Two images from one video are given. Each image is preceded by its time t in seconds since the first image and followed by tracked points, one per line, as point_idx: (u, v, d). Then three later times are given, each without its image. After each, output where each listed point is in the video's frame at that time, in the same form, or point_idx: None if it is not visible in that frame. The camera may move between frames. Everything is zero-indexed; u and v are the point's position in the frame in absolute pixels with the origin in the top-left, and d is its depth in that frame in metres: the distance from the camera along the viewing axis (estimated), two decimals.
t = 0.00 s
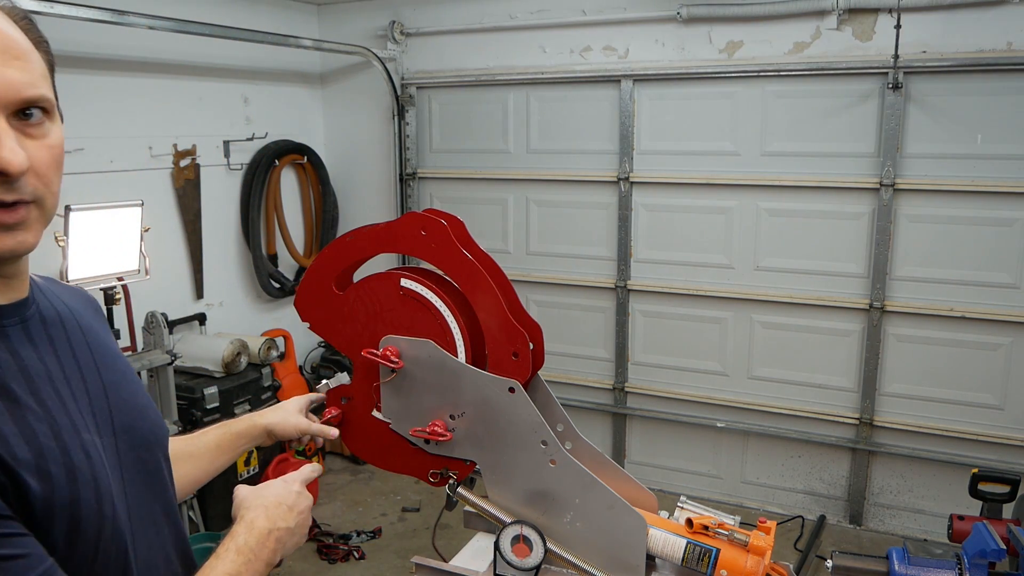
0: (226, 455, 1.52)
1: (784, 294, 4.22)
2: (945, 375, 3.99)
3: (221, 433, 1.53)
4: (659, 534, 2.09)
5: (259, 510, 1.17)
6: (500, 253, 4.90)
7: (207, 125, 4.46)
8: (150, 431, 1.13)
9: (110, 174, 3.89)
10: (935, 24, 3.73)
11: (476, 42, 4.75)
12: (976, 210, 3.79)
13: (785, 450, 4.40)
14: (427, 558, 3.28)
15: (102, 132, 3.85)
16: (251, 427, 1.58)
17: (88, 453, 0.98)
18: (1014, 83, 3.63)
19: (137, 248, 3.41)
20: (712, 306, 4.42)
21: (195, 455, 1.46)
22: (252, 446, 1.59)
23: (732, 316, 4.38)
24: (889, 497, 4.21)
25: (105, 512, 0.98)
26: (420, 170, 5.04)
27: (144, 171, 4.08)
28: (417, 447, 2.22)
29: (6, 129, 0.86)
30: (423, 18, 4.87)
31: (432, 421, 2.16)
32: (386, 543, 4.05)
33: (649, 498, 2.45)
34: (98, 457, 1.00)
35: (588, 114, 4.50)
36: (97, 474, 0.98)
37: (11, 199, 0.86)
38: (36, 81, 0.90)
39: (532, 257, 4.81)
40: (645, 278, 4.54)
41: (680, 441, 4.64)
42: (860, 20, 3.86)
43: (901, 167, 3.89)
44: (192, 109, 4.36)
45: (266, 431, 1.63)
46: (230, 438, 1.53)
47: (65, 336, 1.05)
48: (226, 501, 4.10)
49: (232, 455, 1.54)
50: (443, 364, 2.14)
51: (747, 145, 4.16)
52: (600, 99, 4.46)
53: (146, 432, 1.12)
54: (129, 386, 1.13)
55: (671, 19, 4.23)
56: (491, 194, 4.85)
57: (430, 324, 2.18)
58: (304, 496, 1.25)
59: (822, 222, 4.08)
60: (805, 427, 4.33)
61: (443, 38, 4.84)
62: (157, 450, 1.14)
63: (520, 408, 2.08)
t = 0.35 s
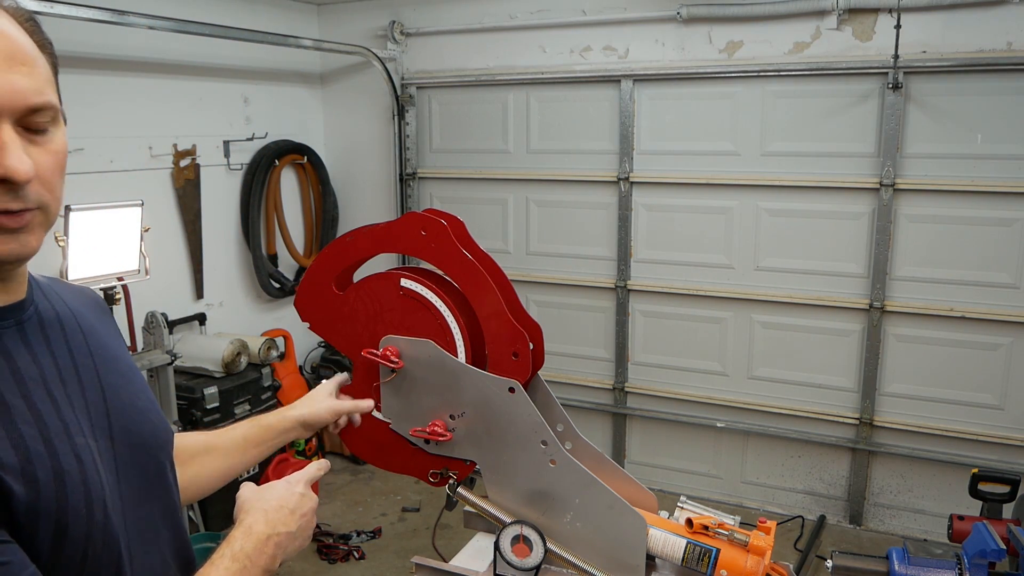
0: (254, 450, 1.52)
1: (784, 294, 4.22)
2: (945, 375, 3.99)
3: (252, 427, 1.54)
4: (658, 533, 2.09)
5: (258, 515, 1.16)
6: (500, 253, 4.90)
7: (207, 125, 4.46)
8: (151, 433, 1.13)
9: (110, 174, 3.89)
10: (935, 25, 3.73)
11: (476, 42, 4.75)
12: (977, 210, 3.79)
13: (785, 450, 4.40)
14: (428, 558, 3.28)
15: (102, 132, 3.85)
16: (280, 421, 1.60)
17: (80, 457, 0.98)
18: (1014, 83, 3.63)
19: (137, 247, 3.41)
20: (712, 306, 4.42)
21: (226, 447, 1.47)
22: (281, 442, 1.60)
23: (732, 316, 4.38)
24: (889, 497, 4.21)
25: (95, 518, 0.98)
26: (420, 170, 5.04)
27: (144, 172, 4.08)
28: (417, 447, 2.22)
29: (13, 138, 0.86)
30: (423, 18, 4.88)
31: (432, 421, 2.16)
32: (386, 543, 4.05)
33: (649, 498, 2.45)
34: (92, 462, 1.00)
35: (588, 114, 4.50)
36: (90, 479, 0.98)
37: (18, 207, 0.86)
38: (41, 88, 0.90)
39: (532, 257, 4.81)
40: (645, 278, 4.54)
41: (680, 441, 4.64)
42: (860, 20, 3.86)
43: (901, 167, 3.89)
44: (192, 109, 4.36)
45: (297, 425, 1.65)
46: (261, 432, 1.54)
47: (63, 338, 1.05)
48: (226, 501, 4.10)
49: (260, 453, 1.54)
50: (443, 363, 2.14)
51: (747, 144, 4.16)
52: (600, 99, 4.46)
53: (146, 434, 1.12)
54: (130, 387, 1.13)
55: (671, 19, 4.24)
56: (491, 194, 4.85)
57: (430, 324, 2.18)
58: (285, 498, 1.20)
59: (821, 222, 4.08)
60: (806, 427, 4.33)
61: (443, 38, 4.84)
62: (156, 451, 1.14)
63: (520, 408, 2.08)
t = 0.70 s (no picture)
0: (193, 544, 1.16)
1: (784, 294, 4.22)
2: (944, 375, 3.99)
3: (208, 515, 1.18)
4: (658, 534, 2.09)
5: None
6: (500, 253, 4.90)
7: (208, 125, 4.46)
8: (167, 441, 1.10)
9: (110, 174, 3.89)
10: (935, 24, 3.73)
11: (476, 42, 4.75)
12: (977, 210, 3.79)
13: (786, 450, 4.39)
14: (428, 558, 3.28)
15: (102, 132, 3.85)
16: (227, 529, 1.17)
17: (114, 466, 0.94)
18: (1013, 83, 3.63)
19: (137, 247, 3.41)
20: (712, 306, 4.41)
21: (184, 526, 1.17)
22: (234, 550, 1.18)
23: (732, 316, 4.38)
24: (889, 497, 4.21)
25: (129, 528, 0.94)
26: (420, 170, 5.04)
27: (144, 172, 4.09)
28: (417, 447, 2.22)
29: (107, 132, 0.87)
30: (423, 18, 4.88)
31: (432, 421, 2.16)
32: (386, 543, 4.05)
33: (649, 498, 2.44)
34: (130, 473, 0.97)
35: (588, 114, 4.50)
36: (126, 489, 0.94)
37: (106, 199, 0.87)
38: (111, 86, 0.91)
39: (532, 257, 4.81)
40: (644, 278, 4.54)
41: (680, 441, 4.64)
42: (860, 20, 3.86)
43: (901, 167, 3.89)
44: (192, 108, 4.36)
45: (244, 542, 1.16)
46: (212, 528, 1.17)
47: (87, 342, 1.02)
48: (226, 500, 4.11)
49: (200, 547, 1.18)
50: (443, 363, 2.14)
51: (747, 144, 4.16)
52: (600, 99, 4.46)
53: (164, 445, 1.08)
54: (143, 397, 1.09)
55: (671, 19, 4.24)
56: (490, 194, 4.85)
57: (430, 324, 2.18)
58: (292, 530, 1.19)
59: (821, 221, 4.08)
60: (806, 427, 4.33)
61: (443, 38, 4.84)
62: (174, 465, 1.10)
63: (520, 408, 2.08)
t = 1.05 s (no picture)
0: (191, 453, 1.33)
1: (784, 294, 4.22)
2: (944, 375, 3.99)
3: (185, 431, 1.34)
4: (658, 534, 2.09)
5: None
6: (500, 253, 4.90)
7: (208, 125, 4.46)
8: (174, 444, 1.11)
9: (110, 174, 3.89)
10: (935, 24, 3.73)
11: (476, 42, 4.75)
12: (977, 210, 3.79)
13: (785, 450, 4.40)
14: (428, 558, 3.27)
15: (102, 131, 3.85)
16: (217, 423, 1.39)
17: (147, 469, 0.95)
18: (1013, 83, 3.63)
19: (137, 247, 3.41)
20: (712, 306, 4.42)
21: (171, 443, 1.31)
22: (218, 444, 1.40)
23: (732, 316, 4.38)
24: (888, 497, 4.21)
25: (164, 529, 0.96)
26: (420, 170, 5.04)
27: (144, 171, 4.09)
28: (416, 446, 2.22)
29: (177, 145, 0.92)
30: (424, 18, 4.88)
31: (432, 421, 2.16)
32: (386, 543, 4.05)
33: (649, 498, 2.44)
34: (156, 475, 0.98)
35: (588, 114, 4.50)
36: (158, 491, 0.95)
37: (168, 208, 0.92)
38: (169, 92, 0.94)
39: (532, 257, 4.81)
40: (644, 278, 4.54)
41: (680, 441, 4.64)
42: (860, 20, 3.86)
43: (901, 167, 3.89)
44: (192, 109, 4.36)
45: (230, 428, 1.42)
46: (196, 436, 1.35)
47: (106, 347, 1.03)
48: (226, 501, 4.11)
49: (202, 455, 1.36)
50: (443, 364, 2.13)
51: (747, 145, 4.16)
52: (600, 99, 4.46)
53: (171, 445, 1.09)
54: (152, 401, 1.10)
55: (671, 19, 4.24)
56: (490, 194, 4.85)
57: (430, 325, 2.18)
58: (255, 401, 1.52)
59: (821, 221, 4.08)
60: (805, 427, 4.33)
61: (443, 38, 4.84)
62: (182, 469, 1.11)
63: (520, 408, 2.08)
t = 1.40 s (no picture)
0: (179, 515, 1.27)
1: (785, 294, 4.22)
2: (944, 374, 3.99)
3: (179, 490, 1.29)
4: (658, 534, 2.09)
5: None
6: (500, 253, 4.90)
7: (208, 125, 4.46)
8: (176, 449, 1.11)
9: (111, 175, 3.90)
10: (934, 24, 3.73)
11: (476, 42, 4.75)
12: (977, 210, 3.79)
13: (785, 450, 4.40)
14: (428, 558, 3.28)
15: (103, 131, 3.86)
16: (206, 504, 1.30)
17: (159, 467, 0.95)
18: (1014, 83, 3.63)
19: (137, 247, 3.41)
20: (712, 306, 4.42)
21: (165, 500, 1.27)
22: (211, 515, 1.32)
23: (733, 316, 4.38)
24: (888, 497, 4.21)
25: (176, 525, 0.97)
26: (420, 170, 5.04)
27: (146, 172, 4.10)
28: (417, 447, 2.22)
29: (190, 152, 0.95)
30: (424, 18, 4.87)
31: (433, 421, 2.16)
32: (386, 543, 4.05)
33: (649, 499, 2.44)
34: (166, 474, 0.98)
35: (588, 114, 4.50)
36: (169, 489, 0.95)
37: (178, 213, 0.95)
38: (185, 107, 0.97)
39: (532, 257, 4.81)
40: (644, 278, 4.54)
41: (680, 441, 4.64)
42: (860, 20, 3.86)
43: (901, 167, 3.89)
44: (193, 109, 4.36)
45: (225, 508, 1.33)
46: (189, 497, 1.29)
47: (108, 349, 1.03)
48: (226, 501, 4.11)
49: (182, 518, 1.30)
50: (443, 363, 2.13)
51: (747, 145, 4.16)
52: (599, 99, 4.46)
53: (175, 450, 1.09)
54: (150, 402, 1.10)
55: (671, 19, 4.24)
56: (490, 194, 4.85)
57: (430, 325, 2.18)
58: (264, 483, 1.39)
59: (822, 222, 4.08)
60: (805, 427, 4.33)
61: (443, 38, 4.84)
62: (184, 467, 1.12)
63: (520, 408, 2.08)
